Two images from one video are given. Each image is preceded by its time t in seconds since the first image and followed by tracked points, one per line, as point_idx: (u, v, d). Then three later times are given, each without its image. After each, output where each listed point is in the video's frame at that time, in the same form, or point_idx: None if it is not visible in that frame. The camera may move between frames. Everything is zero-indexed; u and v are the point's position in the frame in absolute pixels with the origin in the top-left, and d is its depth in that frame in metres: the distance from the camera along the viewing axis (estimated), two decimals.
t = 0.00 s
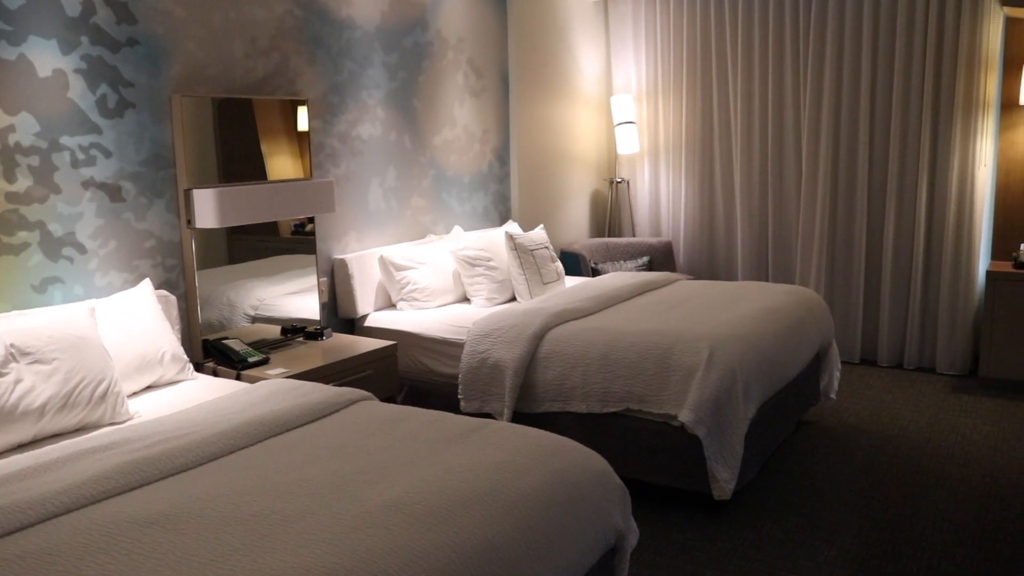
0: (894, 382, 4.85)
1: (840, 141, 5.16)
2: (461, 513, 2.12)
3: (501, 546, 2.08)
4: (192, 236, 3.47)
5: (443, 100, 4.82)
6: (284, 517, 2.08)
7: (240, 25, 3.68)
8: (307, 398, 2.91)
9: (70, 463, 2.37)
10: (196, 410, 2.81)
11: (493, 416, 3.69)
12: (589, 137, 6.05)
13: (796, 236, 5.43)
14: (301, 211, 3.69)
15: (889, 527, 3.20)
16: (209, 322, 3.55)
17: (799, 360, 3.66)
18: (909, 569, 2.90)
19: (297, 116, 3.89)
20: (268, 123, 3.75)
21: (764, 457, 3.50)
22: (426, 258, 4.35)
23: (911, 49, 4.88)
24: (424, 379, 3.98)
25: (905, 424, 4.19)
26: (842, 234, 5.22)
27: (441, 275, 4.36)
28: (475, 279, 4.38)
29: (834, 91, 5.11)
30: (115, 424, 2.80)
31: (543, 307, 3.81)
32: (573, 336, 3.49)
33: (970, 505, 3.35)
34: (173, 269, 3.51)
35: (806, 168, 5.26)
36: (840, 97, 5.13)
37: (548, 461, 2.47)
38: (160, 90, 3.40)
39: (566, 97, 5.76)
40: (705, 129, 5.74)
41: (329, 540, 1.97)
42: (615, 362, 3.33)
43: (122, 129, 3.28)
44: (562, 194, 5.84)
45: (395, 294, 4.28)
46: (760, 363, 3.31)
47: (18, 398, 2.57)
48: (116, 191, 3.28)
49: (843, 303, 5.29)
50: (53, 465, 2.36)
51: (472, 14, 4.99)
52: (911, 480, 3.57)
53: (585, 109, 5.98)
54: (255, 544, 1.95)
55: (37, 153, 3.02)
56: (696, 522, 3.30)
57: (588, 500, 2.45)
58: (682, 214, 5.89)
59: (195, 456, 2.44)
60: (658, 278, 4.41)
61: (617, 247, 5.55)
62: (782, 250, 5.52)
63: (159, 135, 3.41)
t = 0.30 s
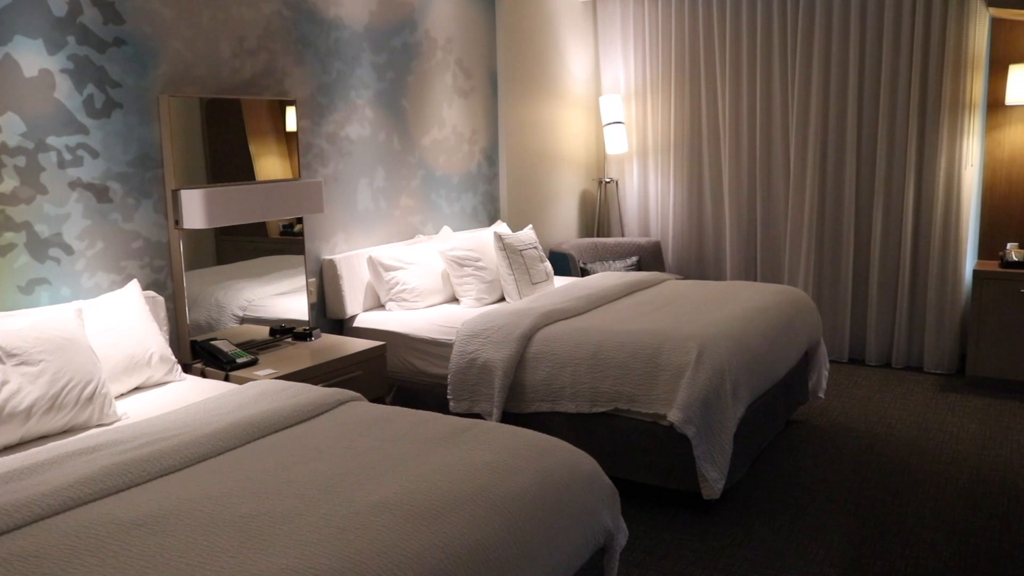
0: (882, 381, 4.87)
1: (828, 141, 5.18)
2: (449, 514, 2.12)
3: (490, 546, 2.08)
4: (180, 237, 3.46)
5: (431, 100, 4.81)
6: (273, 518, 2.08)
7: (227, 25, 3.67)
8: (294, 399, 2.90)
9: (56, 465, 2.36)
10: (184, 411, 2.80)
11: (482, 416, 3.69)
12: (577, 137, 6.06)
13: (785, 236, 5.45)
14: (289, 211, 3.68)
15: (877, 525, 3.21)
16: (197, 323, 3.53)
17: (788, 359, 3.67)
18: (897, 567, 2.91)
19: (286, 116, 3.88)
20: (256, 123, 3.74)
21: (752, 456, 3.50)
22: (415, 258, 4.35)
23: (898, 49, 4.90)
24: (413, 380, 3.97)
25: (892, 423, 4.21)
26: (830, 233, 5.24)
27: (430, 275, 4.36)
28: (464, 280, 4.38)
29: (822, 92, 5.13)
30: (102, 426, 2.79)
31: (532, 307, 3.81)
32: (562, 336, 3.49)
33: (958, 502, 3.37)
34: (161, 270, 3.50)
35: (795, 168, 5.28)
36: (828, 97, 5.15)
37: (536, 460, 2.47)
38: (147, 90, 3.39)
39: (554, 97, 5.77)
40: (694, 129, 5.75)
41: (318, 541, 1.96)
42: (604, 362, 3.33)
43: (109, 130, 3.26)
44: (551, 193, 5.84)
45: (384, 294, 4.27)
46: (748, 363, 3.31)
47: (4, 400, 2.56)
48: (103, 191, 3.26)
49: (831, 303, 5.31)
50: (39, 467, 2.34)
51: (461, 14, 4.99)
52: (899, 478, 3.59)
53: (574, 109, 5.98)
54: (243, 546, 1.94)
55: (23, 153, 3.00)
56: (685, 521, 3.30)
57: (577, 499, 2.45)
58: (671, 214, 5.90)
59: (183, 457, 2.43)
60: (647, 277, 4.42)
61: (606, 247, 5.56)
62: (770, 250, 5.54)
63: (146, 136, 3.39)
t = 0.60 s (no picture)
0: (870, 380, 4.89)
1: (816, 141, 5.20)
2: (438, 514, 2.12)
3: (480, 547, 2.08)
4: (168, 237, 3.45)
5: (420, 100, 4.81)
6: (261, 520, 2.07)
7: (215, 25, 3.66)
8: (282, 400, 2.89)
9: (43, 468, 2.34)
10: (172, 412, 2.79)
11: (471, 417, 3.69)
12: (566, 137, 6.06)
13: (773, 236, 5.47)
14: (277, 211, 3.67)
15: (867, 523, 3.22)
16: (185, 324, 3.52)
17: (776, 359, 3.68)
18: (886, 565, 2.93)
19: (274, 117, 3.87)
20: (244, 123, 3.73)
21: (741, 456, 3.51)
22: (404, 259, 4.34)
23: (885, 49, 4.93)
24: (403, 380, 3.97)
25: (880, 421, 4.23)
26: (818, 233, 5.26)
27: (419, 276, 4.35)
28: (453, 280, 4.37)
29: (809, 92, 5.16)
30: (90, 428, 2.77)
31: (521, 307, 3.81)
32: (551, 337, 3.49)
33: (945, 500, 3.39)
34: (149, 271, 3.48)
35: (783, 168, 5.29)
36: (815, 97, 5.17)
37: (526, 461, 2.46)
38: (134, 90, 3.37)
39: (543, 98, 5.77)
40: (682, 129, 5.76)
41: (307, 542, 1.96)
42: (593, 362, 3.33)
43: (96, 130, 3.25)
44: (540, 193, 5.84)
45: (373, 295, 4.27)
46: (737, 362, 3.32)
47: None
48: (90, 192, 3.25)
49: (820, 302, 5.33)
50: (25, 470, 2.33)
51: (449, 14, 4.99)
52: (887, 477, 3.60)
53: (563, 109, 5.98)
54: (232, 548, 1.94)
55: (9, 153, 2.98)
56: (674, 520, 3.31)
57: (567, 500, 2.45)
58: (660, 214, 5.91)
59: (171, 459, 2.42)
60: (636, 277, 4.43)
61: (596, 247, 5.57)
62: (759, 249, 5.56)
63: (134, 136, 3.38)
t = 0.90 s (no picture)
0: (859, 379, 4.91)
1: (804, 141, 5.22)
2: (427, 515, 2.12)
3: (469, 547, 2.08)
4: (155, 238, 3.43)
5: (409, 100, 4.81)
6: (250, 521, 2.06)
7: (203, 25, 3.65)
8: (270, 401, 2.89)
9: (30, 470, 2.33)
10: (160, 414, 2.78)
11: (461, 417, 3.69)
12: (555, 137, 6.06)
13: (761, 236, 5.48)
14: (265, 211, 3.66)
15: (855, 522, 3.23)
16: (173, 325, 3.50)
17: (765, 359, 3.69)
18: (874, 563, 2.94)
19: (263, 117, 3.86)
20: (233, 123, 3.72)
21: (730, 455, 3.52)
22: (393, 259, 4.34)
23: (873, 50, 4.95)
24: (392, 381, 3.96)
25: (868, 421, 4.24)
26: (806, 233, 5.27)
27: (408, 276, 4.35)
28: (442, 280, 4.37)
29: (798, 93, 5.17)
30: (77, 429, 2.76)
31: (511, 307, 3.81)
32: (540, 337, 3.49)
33: (933, 499, 3.40)
34: (137, 272, 3.47)
35: (771, 168, 5.31)
36: (804, 97, 5.18)
37: (515, 461, 2.46)
38: (122, 90, 3.35)
39: (532, 98, 5.77)
40: (671, 130, 5.77)
41: (296, 544, 1.95)
42: (582, 362, 3.33)
43: (84, 130, 3.23)
44: (529, 194, 5.84)
45: (362, 295, 4.26)
46: (726, 362, 3.33)
47: None
48: (78, 193, 3.23)
49: (808, 302, 5.34)
50: (12, 472, 2.32)
51: (438, 14, 4.98)
52: (875, 476, 3.62)
53: (551, 109, 5.99)
54: (221, 549, 1.93)
55: None
56: (663, 520, 3.31)
57: (556, 500, 2.45)
58: (648, 214, 5.92)
59: (159, 460, 2.41)
60: (625, 277, 4.44)
61: (585, 247, 5.57)
62: (748, 249, 5.57)
63: (121, 137, 3.36)
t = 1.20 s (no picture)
0: (848, 379, 4.93)
1: (793, 141, 5.23)
2: (417, 515, 2.12)
3: (460, 547, 2.08)
4: (144, 239, 3.42)
5: (398, 101, 4.80)
6: (240, 522, 2.06)
7: (192, 26, 3.64)
8: (259, 401, 2.88)
9: (17, 472, 2.32)
10: (148, 415, 2.76)
11: (450, 417, 3.69)
12: (544, 138, 6.06)
13: (750, 236, 5.50)
14: (255, 212, 3.66)
15: (845, 521, 3.24)
16: (162, 326, 3.49)
17: (754, 358, 3.70)
18: (863, 561, 2.95)
19: (252, 117, 3.86)
20: (222, 123, 3.71)
21: (719, 454, 3.53)
22: (383, 259, 4.33)
23: (861, 51, 4.97)
24: (382, 382, 3.96)
25: (858, 420, 4.26)
26: (795, 233, 5.29)
27: (398, 277, 4.34)
28: (432, 280, 4.37)
29: (786, 94, 5.19)
30: (65, 431, 2.75)
31: (500, 307, 3.81)
32: (529, 337, 3.50)
33: (922, 498, 3.42)
34: (125, 273, 3.45)
35: (760, 168, 5.33)
36: (792, 98, 5.20)
37: (505, 461, 2.46)
38: (110, 91, 3.34)
39: (522, 99, 5.77)
40: (661, 130, 5.78)
41: (287, 544, 1.95)
42: (571, 362, 3.34)
43: (71, 131, 3.21)
44: (519, 194, 5.85)
45: (352, 296, 4.26)
46: (715, 362, 3.33)
47: None
48: (65, 193, 3.21)
49: (797, 301, 5.36)
50: None
51: (427, 14, 4.98)
52: (863, 475, 3.63)
53: (541, 110, 5.99)
54: (210, 550, 1.92)
55: None
56: (652, 519, 3.32)
57: (547, 500, 2.45)
58: (638, 215, 5.93)
59: (148, 461, 2.40)
60: (614, 277, 4.44)
61: (574, 248, 5.58)
62: (737, 249, 5.59)
63: (110, 137, 3.35)
